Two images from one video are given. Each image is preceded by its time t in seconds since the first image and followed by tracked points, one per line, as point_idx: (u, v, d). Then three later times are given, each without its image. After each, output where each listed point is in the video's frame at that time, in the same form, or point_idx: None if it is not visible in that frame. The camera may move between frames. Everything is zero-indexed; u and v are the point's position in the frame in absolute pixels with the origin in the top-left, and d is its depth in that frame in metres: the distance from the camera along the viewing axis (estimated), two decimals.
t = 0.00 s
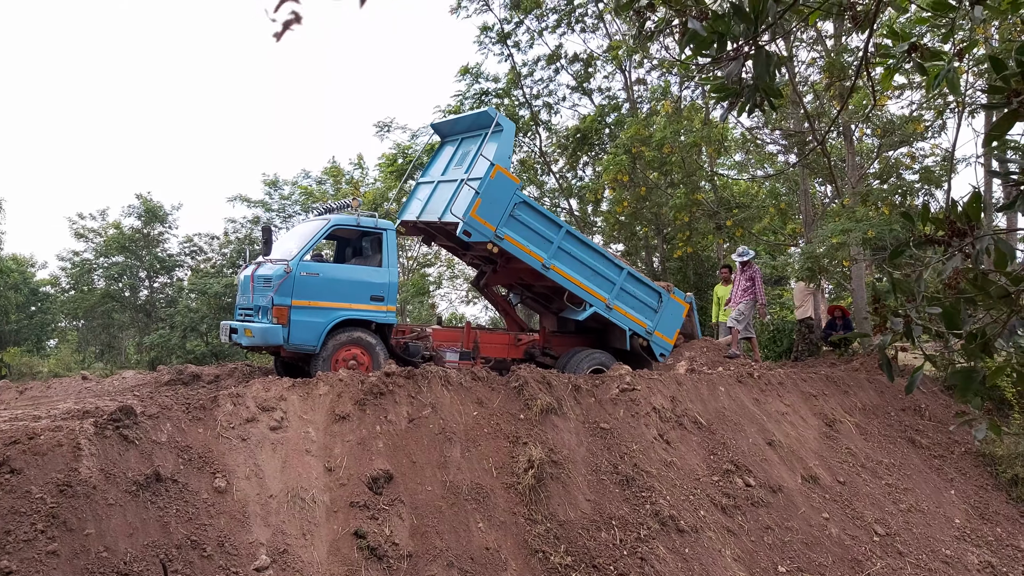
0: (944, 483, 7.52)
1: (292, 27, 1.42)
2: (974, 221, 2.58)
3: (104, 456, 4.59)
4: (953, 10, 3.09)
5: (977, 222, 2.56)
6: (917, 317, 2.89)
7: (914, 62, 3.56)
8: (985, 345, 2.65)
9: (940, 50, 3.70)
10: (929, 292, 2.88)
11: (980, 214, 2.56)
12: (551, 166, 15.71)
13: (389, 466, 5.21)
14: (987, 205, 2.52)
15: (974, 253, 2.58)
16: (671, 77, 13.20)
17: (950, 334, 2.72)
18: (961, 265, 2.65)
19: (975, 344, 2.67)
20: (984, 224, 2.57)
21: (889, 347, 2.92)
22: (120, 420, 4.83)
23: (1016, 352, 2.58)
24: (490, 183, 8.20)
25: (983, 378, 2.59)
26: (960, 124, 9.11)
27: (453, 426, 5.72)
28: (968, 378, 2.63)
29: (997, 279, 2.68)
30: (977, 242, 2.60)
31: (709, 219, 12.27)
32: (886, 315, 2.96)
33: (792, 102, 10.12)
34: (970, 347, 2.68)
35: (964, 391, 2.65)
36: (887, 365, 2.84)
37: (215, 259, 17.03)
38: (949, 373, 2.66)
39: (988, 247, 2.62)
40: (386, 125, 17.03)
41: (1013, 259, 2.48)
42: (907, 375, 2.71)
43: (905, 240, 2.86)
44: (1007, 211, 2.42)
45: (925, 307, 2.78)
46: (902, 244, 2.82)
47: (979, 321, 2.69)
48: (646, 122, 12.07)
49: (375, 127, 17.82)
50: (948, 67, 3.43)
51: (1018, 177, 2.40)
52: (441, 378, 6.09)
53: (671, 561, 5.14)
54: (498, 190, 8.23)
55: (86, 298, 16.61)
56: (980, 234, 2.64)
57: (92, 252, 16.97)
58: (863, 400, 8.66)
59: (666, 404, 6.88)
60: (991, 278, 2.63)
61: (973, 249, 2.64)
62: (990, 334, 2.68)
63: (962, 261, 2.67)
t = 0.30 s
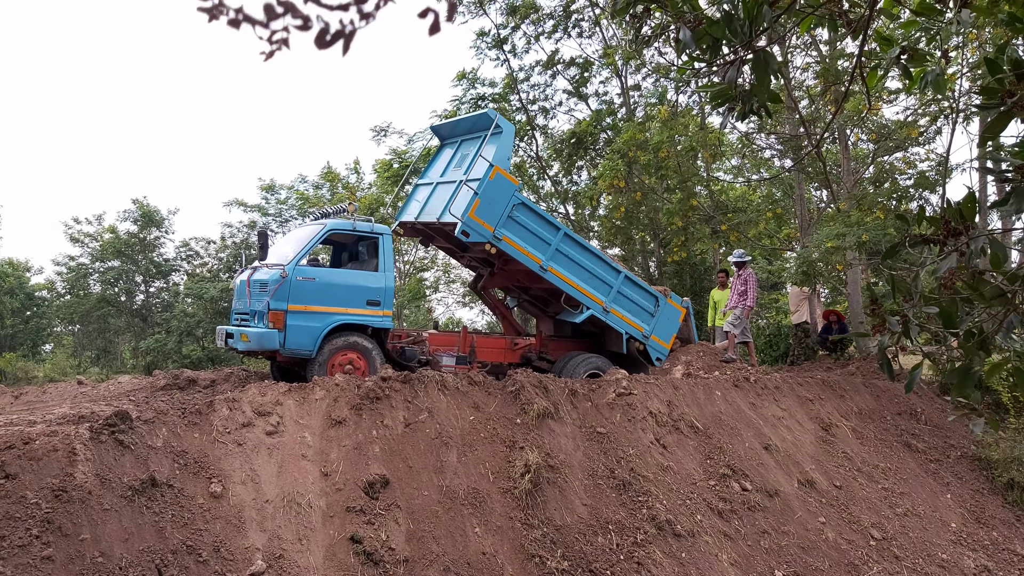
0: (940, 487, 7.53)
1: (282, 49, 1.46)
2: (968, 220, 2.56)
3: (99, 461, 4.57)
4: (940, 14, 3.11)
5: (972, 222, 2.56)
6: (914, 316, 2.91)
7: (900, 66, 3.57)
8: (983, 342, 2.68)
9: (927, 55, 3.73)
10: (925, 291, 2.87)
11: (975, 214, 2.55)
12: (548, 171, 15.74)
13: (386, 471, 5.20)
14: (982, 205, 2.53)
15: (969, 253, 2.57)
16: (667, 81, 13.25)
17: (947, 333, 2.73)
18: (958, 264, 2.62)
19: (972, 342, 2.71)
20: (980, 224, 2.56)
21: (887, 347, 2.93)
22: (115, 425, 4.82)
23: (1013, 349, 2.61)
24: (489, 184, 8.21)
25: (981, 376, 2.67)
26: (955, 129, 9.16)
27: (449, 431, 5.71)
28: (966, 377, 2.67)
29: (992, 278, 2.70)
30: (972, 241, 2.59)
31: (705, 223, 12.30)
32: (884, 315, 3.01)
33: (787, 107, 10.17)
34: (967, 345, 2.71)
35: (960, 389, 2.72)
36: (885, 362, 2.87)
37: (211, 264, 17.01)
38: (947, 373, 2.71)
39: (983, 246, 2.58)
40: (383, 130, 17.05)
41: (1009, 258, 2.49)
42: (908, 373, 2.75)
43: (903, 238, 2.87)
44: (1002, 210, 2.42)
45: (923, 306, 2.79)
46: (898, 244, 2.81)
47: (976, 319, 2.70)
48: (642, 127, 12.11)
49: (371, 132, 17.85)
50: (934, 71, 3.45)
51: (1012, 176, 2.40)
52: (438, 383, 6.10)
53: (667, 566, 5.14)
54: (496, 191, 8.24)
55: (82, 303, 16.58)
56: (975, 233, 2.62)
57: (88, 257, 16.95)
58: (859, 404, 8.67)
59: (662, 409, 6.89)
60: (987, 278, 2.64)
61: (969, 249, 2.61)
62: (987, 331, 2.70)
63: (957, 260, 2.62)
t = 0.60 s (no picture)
0: (943, 489, 7.51)
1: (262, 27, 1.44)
2: (974, 216, 2.60)
3: (102, 460, 4.58)
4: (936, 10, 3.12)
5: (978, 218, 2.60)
6: (920, 311, 2.89)
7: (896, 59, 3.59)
8: (988, 337, 2.58)
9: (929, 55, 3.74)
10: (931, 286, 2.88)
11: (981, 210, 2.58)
12: (551, 172, 15.73)
13: (388, 472, 5.20)
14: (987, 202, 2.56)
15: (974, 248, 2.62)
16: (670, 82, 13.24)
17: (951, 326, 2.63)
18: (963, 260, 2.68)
19: (977, 336, 2.61)
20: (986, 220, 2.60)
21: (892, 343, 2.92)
22: (118, 424, 4.83)
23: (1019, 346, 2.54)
24: (494, 181, 8.20)
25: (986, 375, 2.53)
26: (958, 130, 9.14)
27: (451, 431, 5.71)
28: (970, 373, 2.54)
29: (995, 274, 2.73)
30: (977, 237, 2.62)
31: (708, 224, 12.29)
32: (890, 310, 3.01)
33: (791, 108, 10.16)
34: (972, 339, 2.61)
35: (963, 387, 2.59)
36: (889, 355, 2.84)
37: (214, 264, 17.04)
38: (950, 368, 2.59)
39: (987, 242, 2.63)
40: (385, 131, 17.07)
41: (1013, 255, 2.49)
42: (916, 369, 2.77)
43: (908, 234, 2.87)
44: (1007, 206, 2.43)
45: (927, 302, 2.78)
46: (904, 239, 2.84)
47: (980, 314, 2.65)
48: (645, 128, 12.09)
49: (374, 133, 17.89)
50: (924, 63, 3.50)
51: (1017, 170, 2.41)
52: (440, 384, 6.10)
53: (669, 567, 5.14)
54: (502, 188, 8.24)
55: (85, 303, 16.61)
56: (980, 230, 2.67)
57: (91, 257, 17.00)
58: (862, 406, 8.65)
59: (664, 410, 6.87)
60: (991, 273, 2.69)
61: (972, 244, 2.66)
62: (992, 327, 2.62)
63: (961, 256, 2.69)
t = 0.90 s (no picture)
0: (947, 490, 7.49)
1: (280, 35, 1.41)
2: (973, 213, 2.54)
3: (106, 462, 4.59)
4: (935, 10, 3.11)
5: (977, 215, 2.54)
6: (918, 308, 2.87)
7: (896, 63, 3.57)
8: (986, 332, 2.60)
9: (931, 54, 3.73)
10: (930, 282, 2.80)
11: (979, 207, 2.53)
12: (554, 173, 15.73)
13: (391, 472, 5.20)
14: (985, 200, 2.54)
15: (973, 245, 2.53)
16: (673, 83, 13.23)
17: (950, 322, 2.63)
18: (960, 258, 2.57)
19: (976, 332, 2.62)
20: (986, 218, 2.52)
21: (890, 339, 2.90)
22: (122, 425, 4.84)
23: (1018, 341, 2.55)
24: (500, 178, 8.19)
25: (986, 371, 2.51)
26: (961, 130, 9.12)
27: (455, 432, 5.71)
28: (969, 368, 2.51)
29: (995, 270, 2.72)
30: (975, 235, 2.53)
31: (711, 224, 12.29)
32: (888, 307, 2.98)
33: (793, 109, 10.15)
34: (971, 334, 2.63)
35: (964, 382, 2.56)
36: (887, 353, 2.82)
37: (218, 265, 17.08)
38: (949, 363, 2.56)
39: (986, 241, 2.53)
40: (387, 133, 17.10)
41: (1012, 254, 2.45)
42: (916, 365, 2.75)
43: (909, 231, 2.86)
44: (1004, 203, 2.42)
45: (927, 299, 2.76)
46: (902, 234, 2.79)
47: (979, 310, 2.65)
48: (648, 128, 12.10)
49: (376, 135, 17.91)
50: (920, 58, 3.46)
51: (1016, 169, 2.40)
52: (443, 385, 6.10)
53: (673, 568, 5.13)
54: (507, 185, 8.23)
55: (89, 304, 16.65)
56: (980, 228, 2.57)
57: (95, 258, 17.06)
58: (866, 407, 8.63)
59: (668, 411, 6.87)
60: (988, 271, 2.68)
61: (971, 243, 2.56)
62: (991, 322, 2.63)
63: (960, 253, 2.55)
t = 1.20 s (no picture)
0: (947, 484, 7.50)
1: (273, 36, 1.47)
2: (964, 210, 2.55)
3: (105, 463, 4.58)
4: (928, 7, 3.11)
5: (968, 211, 2.54)
6: (910, 306, 2.90)
7: (892, 61, 3.56)
8: (977, 331, 2.63)
9: (927, 50, 3.73)
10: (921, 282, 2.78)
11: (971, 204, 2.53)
12: (552, 170, 15.72)
13: (391, 471, 5.20)
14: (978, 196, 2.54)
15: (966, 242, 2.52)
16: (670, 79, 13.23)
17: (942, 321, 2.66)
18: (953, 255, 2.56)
19: (966, 331, 2.65)
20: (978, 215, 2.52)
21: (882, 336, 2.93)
22: (120, 426, 4.84)
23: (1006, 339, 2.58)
24: (500, 172, 8.18)
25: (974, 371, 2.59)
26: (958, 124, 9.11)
27: (454, 430, 5.71)
28: (960, 366, 2.59)
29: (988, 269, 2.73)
30: (969, 232, 2.51)
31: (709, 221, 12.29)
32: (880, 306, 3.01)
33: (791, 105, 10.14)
34: (962, 332, 2.66)
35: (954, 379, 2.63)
36: (878, 351, 2.88)
37: (216, 265, 17.06)
38: (940, 362, 2.63)
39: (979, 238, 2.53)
40: (383, 132, 17.10)
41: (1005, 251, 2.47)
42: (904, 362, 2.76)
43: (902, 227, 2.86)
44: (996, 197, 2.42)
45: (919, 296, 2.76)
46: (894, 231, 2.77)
47: (971, 309, 2.67)
48: (645, 124, 12.09)
49: (373, 134, 17.89)
50: (914, 58, 3.42)
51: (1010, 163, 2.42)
52: (442, 383, 6.09)
53: (673, 565, 5.13)
54: (507, 179, 8.22)
55: (87, 306, 16.62)
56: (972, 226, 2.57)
57: (93, 259, 17.02)
58: (865, 402, 8.64)
59: (667, 408, 6.87)
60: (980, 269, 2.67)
61: (964, 240, 2.55)
62: (982, 321, 2.65)
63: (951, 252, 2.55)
